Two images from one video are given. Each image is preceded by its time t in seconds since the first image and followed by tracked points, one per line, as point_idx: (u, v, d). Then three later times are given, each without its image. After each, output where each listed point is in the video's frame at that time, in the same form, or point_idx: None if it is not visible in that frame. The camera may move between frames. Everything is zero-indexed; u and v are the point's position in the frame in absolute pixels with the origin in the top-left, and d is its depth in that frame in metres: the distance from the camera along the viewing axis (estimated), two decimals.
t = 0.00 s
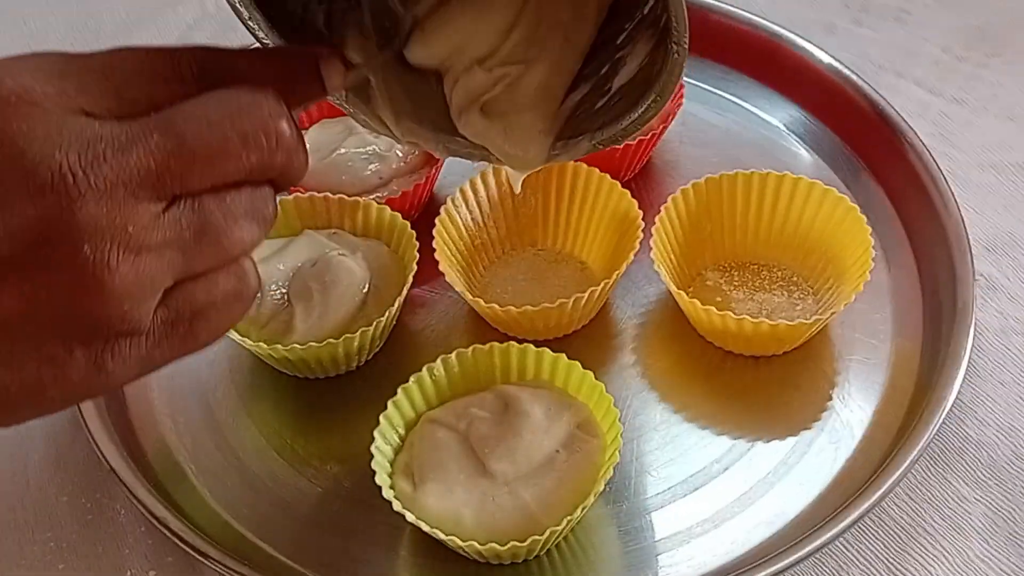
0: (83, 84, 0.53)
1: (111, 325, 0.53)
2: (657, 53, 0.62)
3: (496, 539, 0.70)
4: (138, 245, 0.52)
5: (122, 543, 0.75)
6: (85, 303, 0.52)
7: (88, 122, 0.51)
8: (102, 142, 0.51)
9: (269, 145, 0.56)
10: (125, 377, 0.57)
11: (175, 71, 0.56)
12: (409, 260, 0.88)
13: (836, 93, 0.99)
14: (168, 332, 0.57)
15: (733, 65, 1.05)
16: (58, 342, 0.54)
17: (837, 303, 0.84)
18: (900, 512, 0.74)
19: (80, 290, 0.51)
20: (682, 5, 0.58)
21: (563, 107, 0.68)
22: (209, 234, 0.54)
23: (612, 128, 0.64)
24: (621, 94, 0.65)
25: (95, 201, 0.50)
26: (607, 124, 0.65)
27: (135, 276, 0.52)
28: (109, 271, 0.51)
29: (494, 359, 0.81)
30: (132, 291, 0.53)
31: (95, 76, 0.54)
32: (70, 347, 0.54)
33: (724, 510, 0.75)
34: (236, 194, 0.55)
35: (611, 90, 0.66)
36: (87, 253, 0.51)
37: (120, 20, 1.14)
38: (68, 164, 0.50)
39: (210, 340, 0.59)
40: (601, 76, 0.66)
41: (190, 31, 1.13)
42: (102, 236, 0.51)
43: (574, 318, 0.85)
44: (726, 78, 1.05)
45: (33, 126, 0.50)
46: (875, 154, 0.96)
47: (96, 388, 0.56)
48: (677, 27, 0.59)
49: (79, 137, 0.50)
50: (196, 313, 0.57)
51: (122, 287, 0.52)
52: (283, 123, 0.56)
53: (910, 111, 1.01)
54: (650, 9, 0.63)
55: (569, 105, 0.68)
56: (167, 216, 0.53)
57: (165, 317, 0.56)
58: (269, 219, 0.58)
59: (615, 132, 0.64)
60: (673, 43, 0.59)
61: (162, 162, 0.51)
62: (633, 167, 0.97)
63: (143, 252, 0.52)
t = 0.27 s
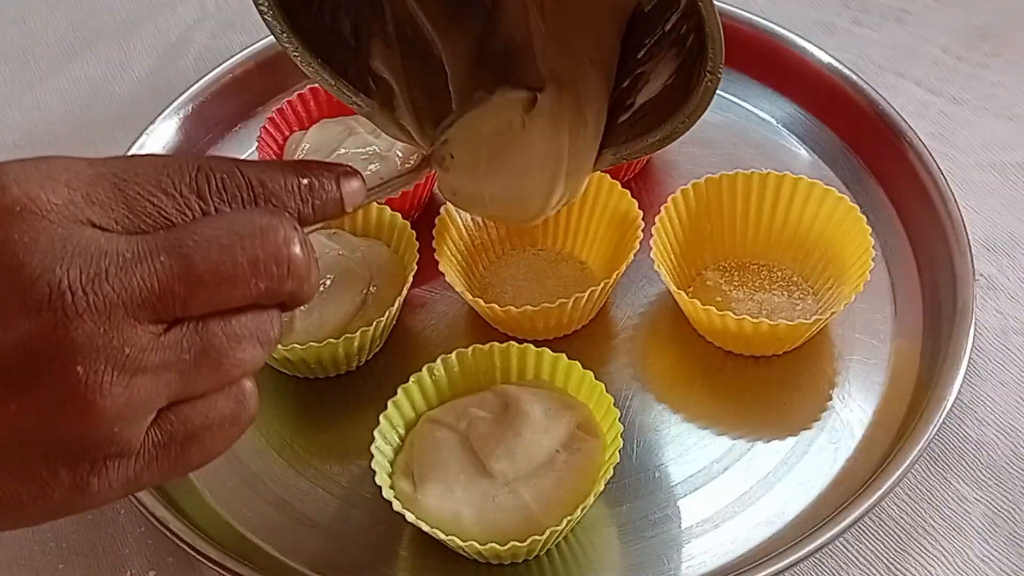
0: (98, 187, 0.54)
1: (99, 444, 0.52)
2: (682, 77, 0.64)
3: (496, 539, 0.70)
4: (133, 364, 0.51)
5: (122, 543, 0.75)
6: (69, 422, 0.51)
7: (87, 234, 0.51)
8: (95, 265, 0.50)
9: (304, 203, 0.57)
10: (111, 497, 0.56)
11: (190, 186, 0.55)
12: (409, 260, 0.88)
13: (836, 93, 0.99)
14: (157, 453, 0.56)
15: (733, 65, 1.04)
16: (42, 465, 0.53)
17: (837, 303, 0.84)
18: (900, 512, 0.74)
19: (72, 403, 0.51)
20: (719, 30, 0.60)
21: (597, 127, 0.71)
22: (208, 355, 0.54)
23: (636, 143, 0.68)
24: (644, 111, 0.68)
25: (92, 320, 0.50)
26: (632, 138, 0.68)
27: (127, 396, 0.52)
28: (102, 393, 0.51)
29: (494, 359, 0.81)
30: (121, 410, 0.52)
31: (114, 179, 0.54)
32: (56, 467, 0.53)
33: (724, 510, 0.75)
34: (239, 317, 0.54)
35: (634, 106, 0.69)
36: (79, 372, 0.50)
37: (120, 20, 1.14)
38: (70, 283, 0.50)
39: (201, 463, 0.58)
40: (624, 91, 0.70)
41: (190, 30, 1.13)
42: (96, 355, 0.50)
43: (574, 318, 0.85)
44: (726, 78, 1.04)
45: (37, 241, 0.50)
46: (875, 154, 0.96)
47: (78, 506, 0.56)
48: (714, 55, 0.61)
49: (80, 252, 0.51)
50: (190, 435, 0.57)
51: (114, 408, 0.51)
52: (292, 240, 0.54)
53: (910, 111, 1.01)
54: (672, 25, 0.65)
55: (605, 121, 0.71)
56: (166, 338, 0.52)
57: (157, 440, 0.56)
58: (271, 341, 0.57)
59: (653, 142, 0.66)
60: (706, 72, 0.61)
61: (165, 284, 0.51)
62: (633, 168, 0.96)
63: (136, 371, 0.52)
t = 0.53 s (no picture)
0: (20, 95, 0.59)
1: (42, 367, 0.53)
2: (692, 83, 0.69)
3: (497, 540, 0.70)
4: (65, 288, 0.51)
5: (122, 543, 0.75)
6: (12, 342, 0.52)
7: (22, 147, 0.53)
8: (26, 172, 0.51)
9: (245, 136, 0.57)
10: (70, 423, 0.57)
11: (123, 88, 0.62)
12: (409, 261, 0.89)
13: (837, 93, 0.98)
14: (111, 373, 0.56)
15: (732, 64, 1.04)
16: None
17: (838, 303, 0.84)
18: (900, 512, 0.74)
19: (16, 324, 0.51)
20: (732, 40, 0.63)
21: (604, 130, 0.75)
22: (153, 264, 0.53)
23: (641, 148, 0.73)
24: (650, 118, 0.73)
25: (21, 230, 0.50)
26: (635, 143, 0.74)
27: (68, 312, 0.52)
28: (40, 305, 0.51)
29: (494, 359, 0.81)
30: (61, 324, 0.52)
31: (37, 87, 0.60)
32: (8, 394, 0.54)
33: (724, 510, 0.75)
34: (185, 222, 0.54)
35: (642, 110, 0.74)
36: (17, 290, 0.50)
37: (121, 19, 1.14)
38: None
39: (167, 381, 0.58)
40: (630, 95, 0.74)
41: (191, 30, 1.13)
42: (31, 270, 0.50)
43: (574, 318, 0.85)
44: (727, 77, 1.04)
45: None
46: (875, 154, 0.96)
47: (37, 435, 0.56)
48: (724, 66, 0.65)
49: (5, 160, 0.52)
50: (147, 352, 0.56)
51: (56, 325, 0.52)
52: (236, 136, 0.55)
53: (911, 111, 1.01)
54: (682, 32, 0.69)
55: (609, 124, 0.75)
56: (108, 247, 0.52)
57: (111, 358, 0.56)
58: (226, 249, 0.57)
59: (661, 146, 0.72)
60: (716, 80, 0.66)
61: (98, 183, 0.51)
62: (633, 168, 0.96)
63: (75, 290, 0.52)
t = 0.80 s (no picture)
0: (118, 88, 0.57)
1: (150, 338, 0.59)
2: (682, 86, 0.67)
3: (497, 540, 0.70)
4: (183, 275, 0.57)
5: (122, 543, 0.75)
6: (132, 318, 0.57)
7: (136, 142, 0.55)
8: (143, 165, 0.55)
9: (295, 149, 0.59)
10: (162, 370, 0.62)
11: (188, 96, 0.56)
12: (409, 260, 0.89)
13: (836, 93, 0.99)
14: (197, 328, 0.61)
15: (733, 64, 1.04)
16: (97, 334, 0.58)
17: (837, 303, 0.84)
18: (900, 512, 0.74)
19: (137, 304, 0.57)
20: (715, 43, 0.61)
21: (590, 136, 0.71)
22: (248, 234, 0.60)
23: (630, 154, 0.70)
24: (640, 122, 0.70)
25: (156, 229, 0.55)
26: (623, 148, 0.71)
27: (185, 290, 0.58)
28: (164, 292, 0.57)
29: (494, 359, 0.81)
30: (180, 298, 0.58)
31: (126, 75, 0.57)
32: (116, 354, 0.60)
33: (724, 510, 0.75)
34: (271, 201, 0.60)
35: (631, 114, 0.71)
36: (147, 275, 0.56)
37: (121, 20, 1.14)
38: (127, 191, 0.54)
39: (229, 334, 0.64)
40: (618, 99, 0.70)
41: (190, 30, 1.14)
42: (158, 259, 0.56)
43: (574, 317, 0.85)
44: (727, 77, 1.04)
45: (90, 156, 0.54)
46: (875, 154, 0.96)
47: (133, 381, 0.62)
48: (711, 69, 0.62)
49: (133, 162, 0.54)
50: (230, 308, 0.63)
51: (174, 302, 0.58)
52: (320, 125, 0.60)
53: (910, 111, 1.01)
54: (671, 34, 0.67)
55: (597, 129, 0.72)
56: (215, 229, 0.58)
57: (206, 316, 0.62)
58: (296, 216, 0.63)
59: (651, 150, 0.69)
60: (702, 85, 0.63)
61: (216, 180, 0.56)
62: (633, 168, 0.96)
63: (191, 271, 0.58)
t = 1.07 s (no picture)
0: (121, 178, 0.54)
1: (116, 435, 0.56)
2: (674, 79, 0.64)
3: (497, 539, 0.70)
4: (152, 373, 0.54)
5: (122, 543, 0.75)
6: (94, 412, 0.54)
7: (121, 228, 0.53)
8: (124, 254, 0.52)
9: (318, 187, 0.57)
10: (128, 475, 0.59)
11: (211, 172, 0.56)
12: (409, 259, 0.89)
13: (836, 93, 0.99)
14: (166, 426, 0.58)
15: (733, 64, 1.04)
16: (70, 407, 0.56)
17: (837, 303, 0.84)
18: (900, 512, 0.74)
19: (101, 396, 0.53)
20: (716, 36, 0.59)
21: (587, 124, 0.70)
22: (227, 343, 0.56)
23: (619, 146, 0.68)
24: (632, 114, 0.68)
25: (122, 315, 0.52)
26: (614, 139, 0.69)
27: (150, 389, 0.55)
28: (127, 384, 0.54)
29: (495, 359, 0.81)
30: (141, 394, 0.54)
31: (136, 168, 0.55)
32: (78, 453, 0.56)
33: (723, 510, 0.75)
34: (259, 310, 0.57)
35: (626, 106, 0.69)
36: (109, 364, 0.53)
37: (120, 19, 1.14)
38: (96, 276, 0.52)
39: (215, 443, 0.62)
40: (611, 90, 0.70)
41: (190, 30, 1.13)
42: (122, 349, 0.53)
43: (573, 318, 0.85)
44: (727, 77, 1.04)
45: (68, 233, 0.52)
46: (875, 154, 0.96)
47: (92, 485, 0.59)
48: (708, 61, 0.60)
49: (109, 245, 0.52)
50: (207, 418, 0.60)
51: (138, 399, 0.54)
52: (313, 235, 0.56)
53: (910, 111, 1.01)
54: (665, 26, 0.65)
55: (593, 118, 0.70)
56: (189, 331, 0.55)
57: (175, 423, 0.59)
58: (286, 328, 0.59)
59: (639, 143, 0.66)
60: (698, 76, 0.61)
61: (194, 279, 0.53)
62: (633, 168, 0.96)
63: (157, 369, 0.54)
